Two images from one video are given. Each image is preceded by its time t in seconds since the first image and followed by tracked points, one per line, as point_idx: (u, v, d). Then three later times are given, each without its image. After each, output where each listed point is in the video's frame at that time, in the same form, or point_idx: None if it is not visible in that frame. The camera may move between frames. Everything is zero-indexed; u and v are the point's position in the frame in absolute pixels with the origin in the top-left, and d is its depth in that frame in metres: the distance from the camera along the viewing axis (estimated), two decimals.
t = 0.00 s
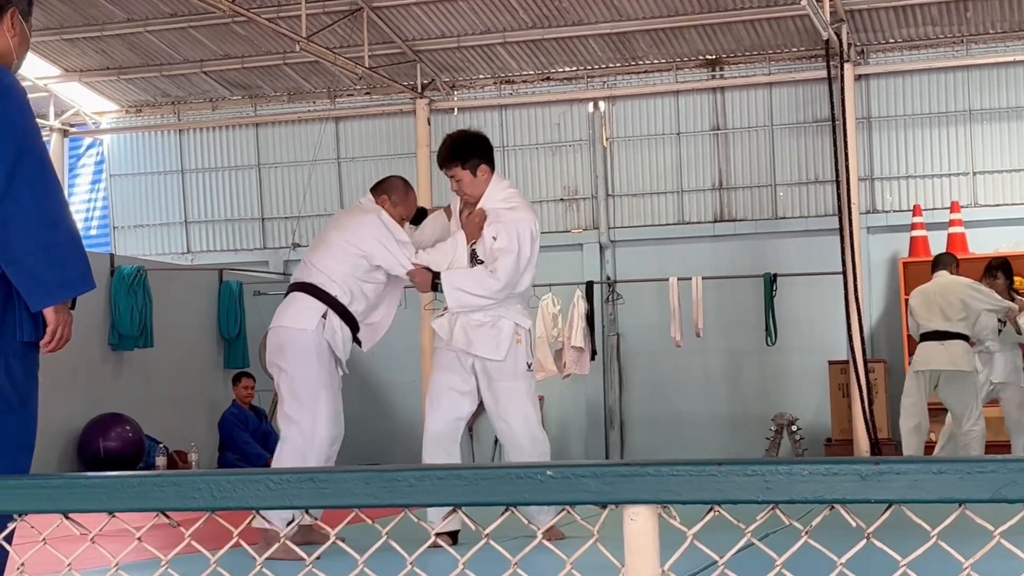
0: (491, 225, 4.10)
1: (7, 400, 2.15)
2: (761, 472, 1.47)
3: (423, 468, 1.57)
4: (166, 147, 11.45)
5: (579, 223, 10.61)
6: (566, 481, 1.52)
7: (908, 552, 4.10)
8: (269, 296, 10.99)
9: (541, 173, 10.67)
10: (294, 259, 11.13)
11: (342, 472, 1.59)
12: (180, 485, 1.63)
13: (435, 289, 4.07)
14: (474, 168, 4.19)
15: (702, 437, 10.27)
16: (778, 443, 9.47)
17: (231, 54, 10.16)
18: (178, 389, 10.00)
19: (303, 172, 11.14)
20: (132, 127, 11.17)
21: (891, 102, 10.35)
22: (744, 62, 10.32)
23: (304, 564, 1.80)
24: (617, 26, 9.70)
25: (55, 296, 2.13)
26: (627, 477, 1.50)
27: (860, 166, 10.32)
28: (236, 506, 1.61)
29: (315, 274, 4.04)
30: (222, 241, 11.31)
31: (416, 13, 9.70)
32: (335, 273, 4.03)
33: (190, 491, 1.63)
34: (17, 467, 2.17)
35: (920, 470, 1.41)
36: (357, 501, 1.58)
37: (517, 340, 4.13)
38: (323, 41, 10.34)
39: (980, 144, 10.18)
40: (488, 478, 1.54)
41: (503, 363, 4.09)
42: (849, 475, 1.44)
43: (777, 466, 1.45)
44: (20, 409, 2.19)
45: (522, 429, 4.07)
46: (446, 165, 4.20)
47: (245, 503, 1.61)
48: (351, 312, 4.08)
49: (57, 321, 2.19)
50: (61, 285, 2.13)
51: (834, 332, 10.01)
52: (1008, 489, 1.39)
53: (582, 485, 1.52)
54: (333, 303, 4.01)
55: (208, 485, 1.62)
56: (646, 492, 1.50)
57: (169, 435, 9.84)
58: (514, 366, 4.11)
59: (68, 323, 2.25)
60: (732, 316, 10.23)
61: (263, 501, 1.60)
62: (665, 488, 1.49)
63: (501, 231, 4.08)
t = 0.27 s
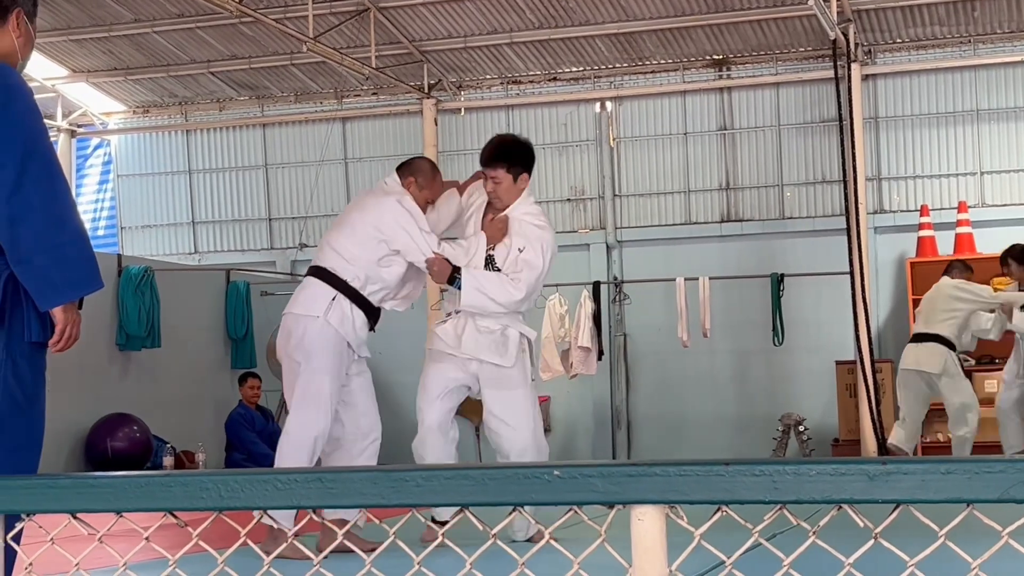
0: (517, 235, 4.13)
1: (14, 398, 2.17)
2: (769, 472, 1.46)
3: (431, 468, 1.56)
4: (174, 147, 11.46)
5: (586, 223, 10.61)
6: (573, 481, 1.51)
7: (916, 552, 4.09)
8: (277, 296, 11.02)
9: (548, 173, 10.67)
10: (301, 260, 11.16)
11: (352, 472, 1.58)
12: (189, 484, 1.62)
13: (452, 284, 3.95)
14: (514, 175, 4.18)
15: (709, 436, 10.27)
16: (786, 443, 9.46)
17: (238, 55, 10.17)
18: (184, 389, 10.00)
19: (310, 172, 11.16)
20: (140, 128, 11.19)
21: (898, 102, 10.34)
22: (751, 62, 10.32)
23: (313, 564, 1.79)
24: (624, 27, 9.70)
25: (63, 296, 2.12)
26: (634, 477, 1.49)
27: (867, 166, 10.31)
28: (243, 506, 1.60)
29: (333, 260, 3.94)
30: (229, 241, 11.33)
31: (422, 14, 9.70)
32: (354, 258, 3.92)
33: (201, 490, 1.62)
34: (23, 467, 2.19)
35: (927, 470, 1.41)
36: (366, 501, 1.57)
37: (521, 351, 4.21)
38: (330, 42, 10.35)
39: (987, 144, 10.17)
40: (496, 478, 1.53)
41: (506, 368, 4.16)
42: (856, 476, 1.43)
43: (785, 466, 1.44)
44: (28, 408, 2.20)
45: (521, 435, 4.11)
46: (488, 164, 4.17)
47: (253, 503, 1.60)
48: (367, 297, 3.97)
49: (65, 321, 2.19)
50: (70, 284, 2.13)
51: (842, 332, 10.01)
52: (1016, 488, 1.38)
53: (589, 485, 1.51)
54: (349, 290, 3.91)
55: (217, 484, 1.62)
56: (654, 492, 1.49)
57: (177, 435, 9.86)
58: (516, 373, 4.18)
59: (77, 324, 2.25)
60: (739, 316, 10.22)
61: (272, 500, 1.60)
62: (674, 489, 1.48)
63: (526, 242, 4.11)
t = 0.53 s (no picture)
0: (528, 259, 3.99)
1: (18, 400, 2.01)
2: (773, 470, 1.36)
3: (434, 466, 1.46)
4: (178, 148, 11.47)
5: (591, 223, 10.62)
6: (577, 480, 1.41)
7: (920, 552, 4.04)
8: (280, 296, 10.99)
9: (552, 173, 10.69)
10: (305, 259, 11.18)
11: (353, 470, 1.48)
12: (191, 483, 1.53)
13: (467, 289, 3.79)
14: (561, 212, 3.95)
15: (713, 436, 10.26)
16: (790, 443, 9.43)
17: (242, 55, 10.18)
18: (185, 389, 9.94)
19: (314, 172, 11.18)
20: (144, 128, 11.21)
21: (902, 102, 10.33)
22: (755, 62, 10.32)
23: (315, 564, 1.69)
24: (627, 26, 9.69)
25: (68, 295, 1.95)
26: (638, 475, 1.39)
27: (871, 165, 10.31)
28: (249, 505, 1.51)
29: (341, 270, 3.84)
30: (233, 241, 11.34)
31: (426, 14, 9.70)
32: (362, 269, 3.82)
33: (203, 489, 1.52)
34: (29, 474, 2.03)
35: (932, 468, 1.31)
36: (367, 501, 1.47)
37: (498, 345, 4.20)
38: (334, 42, 10.37)
39: (992, 143, 10.16)
40: (499, 477, 1.43)
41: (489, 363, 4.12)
42: (861, 474, 1.33)
43: (789, 465, 1.34)
44: (33, 410, 2.05)
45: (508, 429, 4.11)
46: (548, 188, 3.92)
47: (256, 502, 1.51)
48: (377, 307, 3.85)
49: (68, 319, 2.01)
50: (75, 284, 1.96)
51: (847, 331, 9.97)
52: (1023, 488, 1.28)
53: (593, 484, 1.41)
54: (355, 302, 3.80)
55: (222, 483, 1.52)
56: (659, 491, 1.39)
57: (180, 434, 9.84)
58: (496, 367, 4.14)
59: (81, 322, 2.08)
60: (743, 315, 10.21)
61: (274, 499, 1.50)
62: (678, 488, 1.38)
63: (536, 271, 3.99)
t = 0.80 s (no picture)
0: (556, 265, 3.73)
1: (21, 397, 2.01)
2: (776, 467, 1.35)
3: (439, 463, 1.46)
4: (180, 147, 11.47)
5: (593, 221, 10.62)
6: (580, 477, 1.41)
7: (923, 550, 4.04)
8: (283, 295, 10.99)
9: (555, 172, 10.69)
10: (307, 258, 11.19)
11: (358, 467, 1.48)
12: (195, 481, 1.53)
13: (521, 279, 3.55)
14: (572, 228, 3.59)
15: (716, 434, 10.26)
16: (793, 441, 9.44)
17: (245, 54, 10.19)
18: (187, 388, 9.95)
19: (316, 172, 11.19)
20: (146, 128, 11.21)
21: (904, 100, 10.32)
22: (757, 60, 10.31)
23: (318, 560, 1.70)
24: (629, 25, 9.68)
25: (71, 294, 1.95)
26: (642, 472, 1.38)
27: (874, 163, 10.29)
28: (252, 503, 1.51)
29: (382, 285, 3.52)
30: (236, 241, 11.36)
31: (429, 13, 9.69)
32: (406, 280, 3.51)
33: (206, 487, 1.52)
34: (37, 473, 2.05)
35: (934, 464, 1.30)
36: (372, 498, 1.47)
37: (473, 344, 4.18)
38: (336, 41, 10.37)
39: (994, 141, 10.15)
40: (502, 474, 1.43)
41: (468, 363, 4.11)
42: (863, 471, 1.33)
43: (792, 461, 1.34)
44: (37, 407, 2.05)
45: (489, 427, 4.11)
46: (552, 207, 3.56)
47: (259, 500, 1.51)
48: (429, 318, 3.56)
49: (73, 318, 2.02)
50: (78, 283, 1.96)
51: (848, 330, 9.98)
52: None
53: (597, 481, 1.41)
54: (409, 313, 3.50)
55: (224, 481, 1.52)
56: (661, 487, 1.39)
57: (182, 433, 9.86)
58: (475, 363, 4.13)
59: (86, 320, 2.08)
60: (745, 314, 10.21)
61: (278, 497, 1.50)
62: (680, 485, 1.38)
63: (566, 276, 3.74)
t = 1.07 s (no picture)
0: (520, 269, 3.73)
1: (22, 395, 2.01)
2: (777, 463, 1.35)
3: (439, 460, 1.46)
4: (181, 145, 11.47)
5: (594, 219, 10.62)
6: (581, 474, 1.41)
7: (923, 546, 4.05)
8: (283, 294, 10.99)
9: (555, 169, 10.69)
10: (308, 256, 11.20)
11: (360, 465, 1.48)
12: (197, 478, 1.53)
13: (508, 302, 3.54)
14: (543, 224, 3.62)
15: (717, 431, 10.27)
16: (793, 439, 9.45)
17: (245, 53, 10.19)
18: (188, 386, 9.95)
19: (317, 170, 11.20)
20: (147, 126, 11.21)
21: (905, 98, 10.32)
22: (758, 58, 10.30)
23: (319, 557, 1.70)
24: (630, 22, 9.67)
25: (72, 293, 1.95)
26: (642, 469, 1.38)
27: (874, 161, 10.28)
28: (252, 501, 1.50)
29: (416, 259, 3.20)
30: (236, 239, 11.37)
31: (429, 11, 9.69)
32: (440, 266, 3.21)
33: (206, 484, 1.52)
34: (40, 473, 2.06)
35: (935, 461, 1.30)
36: (373, 495, 1.47)
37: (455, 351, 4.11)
38: (336, 39, 10.37)
39: (995, 138, 10.14)
40: (503, 472, 1.43)
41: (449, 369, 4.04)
42: (864, 468, 1.33)
43: (793, 458, 1.34)
44: (37, 406, 2.05)
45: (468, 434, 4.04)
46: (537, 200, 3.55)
47: (259, 497, 1.50)
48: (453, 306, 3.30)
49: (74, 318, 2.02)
50: (80, 282, 1.96)
51: (848, 327, 9.98)
52: None
53: (598, 477, 1.41)
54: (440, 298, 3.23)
55: (224, 478, 1.52)
56: (662, 484, 1.38)
57: (183, 431, 9.86)
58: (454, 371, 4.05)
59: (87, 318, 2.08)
60: (746, 311, 10.21)
61: (278, 495, 1.49)
62: (681, 482, 1.38)
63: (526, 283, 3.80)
